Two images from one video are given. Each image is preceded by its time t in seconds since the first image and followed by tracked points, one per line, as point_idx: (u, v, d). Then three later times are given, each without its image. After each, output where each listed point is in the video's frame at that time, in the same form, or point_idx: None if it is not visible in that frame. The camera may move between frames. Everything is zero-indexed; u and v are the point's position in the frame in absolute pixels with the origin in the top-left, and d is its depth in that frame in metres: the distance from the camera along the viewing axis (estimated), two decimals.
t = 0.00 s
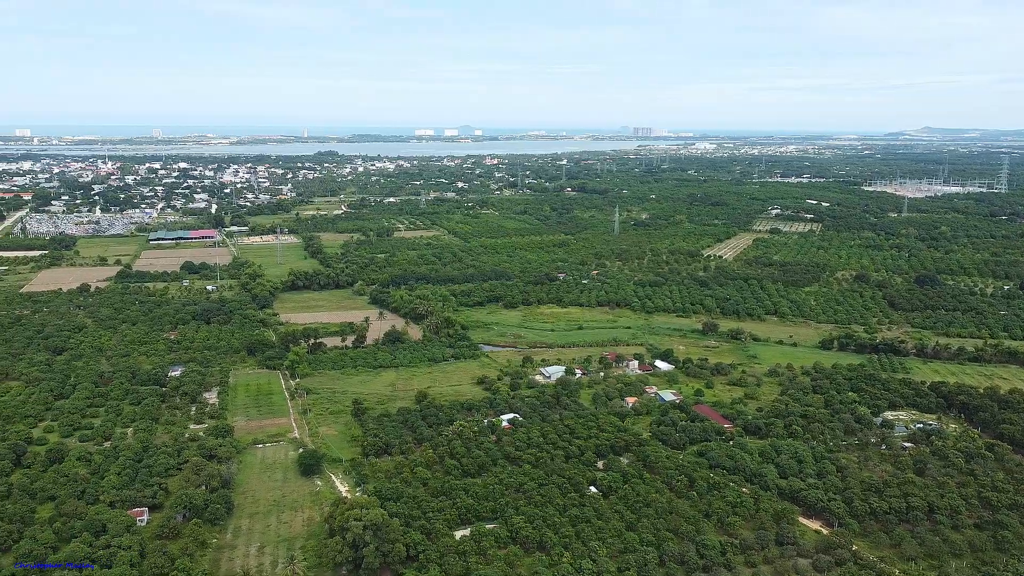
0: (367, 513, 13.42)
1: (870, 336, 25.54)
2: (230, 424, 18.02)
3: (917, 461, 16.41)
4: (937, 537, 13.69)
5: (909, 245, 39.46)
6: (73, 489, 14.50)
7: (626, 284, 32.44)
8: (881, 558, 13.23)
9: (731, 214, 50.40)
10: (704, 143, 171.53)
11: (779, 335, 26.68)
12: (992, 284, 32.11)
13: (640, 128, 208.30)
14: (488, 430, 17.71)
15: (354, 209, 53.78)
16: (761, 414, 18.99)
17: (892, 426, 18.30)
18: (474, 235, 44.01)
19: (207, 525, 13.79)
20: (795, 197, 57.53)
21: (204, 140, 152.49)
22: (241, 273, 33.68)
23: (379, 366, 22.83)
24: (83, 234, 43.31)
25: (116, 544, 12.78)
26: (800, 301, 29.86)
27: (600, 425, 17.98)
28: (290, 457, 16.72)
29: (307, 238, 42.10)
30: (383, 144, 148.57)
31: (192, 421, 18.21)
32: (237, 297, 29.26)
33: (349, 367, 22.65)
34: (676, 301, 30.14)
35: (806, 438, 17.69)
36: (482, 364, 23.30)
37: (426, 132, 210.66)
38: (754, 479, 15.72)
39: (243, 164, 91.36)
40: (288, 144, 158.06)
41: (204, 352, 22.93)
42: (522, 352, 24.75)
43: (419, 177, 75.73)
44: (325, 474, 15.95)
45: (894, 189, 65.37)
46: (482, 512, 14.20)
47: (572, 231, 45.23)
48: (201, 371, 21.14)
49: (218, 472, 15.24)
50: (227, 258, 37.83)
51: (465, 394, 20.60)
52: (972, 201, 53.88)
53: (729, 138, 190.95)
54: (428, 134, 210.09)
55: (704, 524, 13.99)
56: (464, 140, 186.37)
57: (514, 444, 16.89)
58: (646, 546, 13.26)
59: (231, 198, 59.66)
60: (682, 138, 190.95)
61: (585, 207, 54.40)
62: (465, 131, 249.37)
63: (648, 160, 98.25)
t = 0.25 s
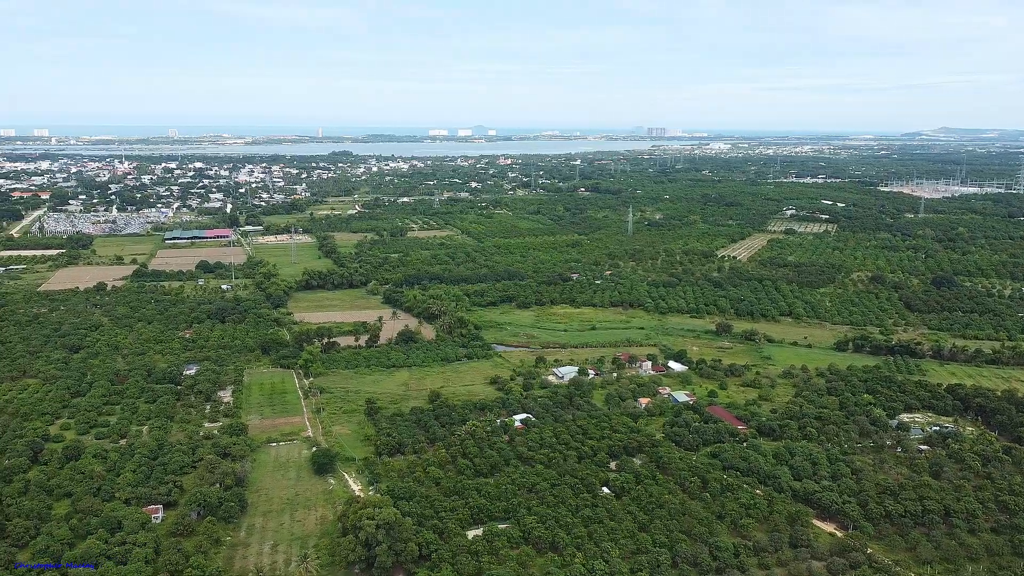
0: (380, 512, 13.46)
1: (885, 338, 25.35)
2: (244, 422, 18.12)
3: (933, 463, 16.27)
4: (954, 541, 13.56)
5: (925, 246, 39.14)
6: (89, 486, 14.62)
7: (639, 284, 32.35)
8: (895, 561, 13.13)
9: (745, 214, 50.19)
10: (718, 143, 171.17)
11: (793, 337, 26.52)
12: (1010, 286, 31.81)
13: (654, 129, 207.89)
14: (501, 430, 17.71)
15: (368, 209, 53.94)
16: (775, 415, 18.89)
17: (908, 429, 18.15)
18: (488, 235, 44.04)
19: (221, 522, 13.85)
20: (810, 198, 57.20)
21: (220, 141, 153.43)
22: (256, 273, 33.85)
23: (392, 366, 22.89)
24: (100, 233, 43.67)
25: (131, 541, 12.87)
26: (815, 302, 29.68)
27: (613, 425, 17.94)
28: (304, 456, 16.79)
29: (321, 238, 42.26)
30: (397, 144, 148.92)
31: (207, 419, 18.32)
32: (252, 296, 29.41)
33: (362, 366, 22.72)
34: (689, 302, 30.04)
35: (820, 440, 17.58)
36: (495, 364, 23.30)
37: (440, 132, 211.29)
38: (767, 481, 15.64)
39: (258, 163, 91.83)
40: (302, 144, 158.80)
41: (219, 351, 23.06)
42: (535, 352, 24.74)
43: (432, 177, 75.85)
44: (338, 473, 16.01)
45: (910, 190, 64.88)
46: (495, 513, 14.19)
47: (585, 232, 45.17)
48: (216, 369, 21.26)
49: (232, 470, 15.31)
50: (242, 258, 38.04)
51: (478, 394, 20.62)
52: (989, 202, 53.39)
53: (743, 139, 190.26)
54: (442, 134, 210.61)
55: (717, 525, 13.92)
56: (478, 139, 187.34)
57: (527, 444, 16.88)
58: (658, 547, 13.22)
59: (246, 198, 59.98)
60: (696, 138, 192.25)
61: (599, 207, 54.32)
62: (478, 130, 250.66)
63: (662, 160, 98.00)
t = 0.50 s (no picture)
0: (392, 511, 13.50)
1: (901, 340, 25.16)
2: (258, 421, 18.22)
3: (950, 466, 16.13)
4: (970, 545, 13.45)
5: (942, 248, 38.80)
6: (105, 482, 14.74)
7: (653, 285, 32.26)
8: (911, 565, 13.02)
9: (760, 215, 49.93)
10: (732, 143, 170.59)
11: (808, 338, 26.37)
12: None
13: (668, 129, 207.19)
14: (513, 430, 17.71)
15: (382, 208, 54.08)
16: (790, 417, 18.79)
17: (924, 431, 18.01)
18: (501, 235, 44.04)
19: (235, 520, 13.94)
20: (826, 198, 56.82)
21: (236, 141, 154.32)
22: (270, 272, 34.01)
23: (405, 365, 22.93)
24: (116, 232, 44.04)
25: (146, 538, 12.97)
26: (831, 303, 29.49)
27: (626, 426, 17.90)
28: (317, 454, 16.86)
29: (335, 238, 42.40)
30: (411, 144, 149.23)
31: (221, 417, 18.43)
32: (266, 295, 29.56)
33: (375, 366, 22.78)
34: (703, 303, 29.92)
35: (835, 442, 17.47)
36: (508, 364, 23.31)
37: (454, 132, 211.68)
38: (781, 483, 15.56)
39: (273, 163, 92.25)
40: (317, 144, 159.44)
41: (233, 349, 23.19)
42: (548, 353, 24.72)
43: (446, 177, 75.93)
44: (351, 472, 16.06)
45: (927, 191, 64.32)
46: (507, 512, 14.19)
47: (599, 232, 45.10)
48: (231, 368, 21.38)
49: (246, 468, 15.40)
50: (256, 257, 38.24)
51: (491, 393, 20.63)
52: (1007, 203, 52.86)
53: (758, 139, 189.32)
54: (455, 134, 210.90)
55: (730, 527, 13.86)
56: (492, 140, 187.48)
57: (540, 444, 16.88)
58: (671, 549, 13.18)
59: (261, 197, 60.27)
60: (711, 138, 192.48)
61: (612, 207, 54.24)
62: (492, 130, 250.77)
63: (676, 160, 97.71)
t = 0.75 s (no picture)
0: (405, 510, 13.53)
1: (917, 341, 24.96)
2: (272, 419, 18.31)
3: (966, 470, 15.99)
4: (986, 549, 13.32)
5: (960, 249, 38.46)
6: (120, 479, 14.86)
7: (666, 285, 32.16)
8: (926, 568, 12.92)
9: (774, 215, 49.68)
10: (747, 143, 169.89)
11: (823, 339, 26.20)
12: None
13: (682, 129, 206.48)
14: (526, 430, 17.72)
15: (396, 208, 54.22)
16: (804, 419, 18.68)
17: (940, 434, 17.85)
18: (515, 235, 44.05)
19: (249, 519, 14.02)
20: (842, 199, 56.46)
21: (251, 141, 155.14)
22: (284, 271, 34.18)
23: (418, 365, 22.97)
24: (133, 231, 44.39)
25: (161, 535, 13.06)
26: (846, 304, 29.30)
27: (639, 427, 17.86)
28: (330, 453, 16.92)
29: (349, 237, 42.55)
30: (425, 143, 149.72)
31: (235, 416, 18.55)
32: (280, 295, 29.70)
33: (389, 365, 22.84)
34: (717, 304, 29.79)
35: (850, 444, 17.36)
36: (521, 364, 23.31)
37: (467, 132, 212.00)
38: (795, 485, 15.47)
39: (287, 163, 92.68)
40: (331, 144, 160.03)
41: (248, 348, 23.32)
42: (561, 353, 24.71)
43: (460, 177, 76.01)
44: (364, 470, 16.11)
45: (945, 191, 63.77)
46: (519, 512, 14.20)
47: (612, 232, 45.01)
48: (245, 367, 21.51)
49: (260, 467, 15.49)
50: (271, 256, 38.44)
51: (504, 393, 20.64)
52: None
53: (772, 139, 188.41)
54: (469, 134, 211.23)
55: (743, 529, 13.81)
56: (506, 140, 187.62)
57: (552, 445, 16.87)
58: (684, 550, 13.14)
59: (276, 197, 60.53)
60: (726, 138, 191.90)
61: (626, 207, 54.12)
62: (505, 130, 250.95)
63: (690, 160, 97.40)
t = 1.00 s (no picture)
0: (418, 509, 13.56)
1: (934, 343, 24.75)
2: (286, 418, 18.40)
3: (983, 473, 15.84)
4: (1003, 553, 13.19)
5: (977, 250, 38.13)
6: (136, 477, 14.96)
7: (680, 286, 32.06)
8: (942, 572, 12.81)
9: (789, 216, 49.45)
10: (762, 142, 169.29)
11: (838, 341, 26.03)
12: None
13: (696, 129, 205.93)
14: (539, 431, 17.72)
15: (409, 208, 54.35)
16: (819, 420, 18.56)
17: (957, 437, 17.69)
18: (528, 235, 44.05)
19: (263, 517, 14.09)
20: (857, 199, 56.12)
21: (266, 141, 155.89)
22: (299, 271, 34.32)
23: (431, 364, 23.00)
24: (149, 230, 44.71)
25: (175, 532, 13.15)
26: (861, 306, 29.09)
27: (652, 428, 17.81)
28: (344, 452, 16.98)
29: (363, 237, 42.69)
30: (439, 143, 149.97)
31: (250, 414, 18.65)
32: (295, 294, 29.82)
33: (402, 365, 22.89)
34: (731, 304, 29.66)
35: (865, 446, 17.23)
36: (534, 364, 23.30)
37: (481, 133, 212.27)
38: (810, 487, 15.38)
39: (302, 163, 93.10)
40: (345, 143, 161.21)
41: (262, 347, 23.44)
42: (574, 353, 24.68)
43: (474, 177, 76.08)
44: (377, 470, 16.15)
45: (962, 192, 63.23)
46: (532, 513, 14.19)
47: (626, 232, 44.91)
48: (260, 366, 21.61)
49: (274, 465, 15.56)
50: (286, 256, 38.62)
51: (517, 393, 20.64)
52: None
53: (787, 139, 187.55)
54: (483, 134, 211.54)
55: (757, 531, 13.74)
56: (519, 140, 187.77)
57: (565, 445, 16.86)
58: (697, 552, 13.09)
59: (290, 197, 60.80)
60: (740, 138, 191.43)
61: (639, 207, 54.00)
62: (519, 130, 251.11)
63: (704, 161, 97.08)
